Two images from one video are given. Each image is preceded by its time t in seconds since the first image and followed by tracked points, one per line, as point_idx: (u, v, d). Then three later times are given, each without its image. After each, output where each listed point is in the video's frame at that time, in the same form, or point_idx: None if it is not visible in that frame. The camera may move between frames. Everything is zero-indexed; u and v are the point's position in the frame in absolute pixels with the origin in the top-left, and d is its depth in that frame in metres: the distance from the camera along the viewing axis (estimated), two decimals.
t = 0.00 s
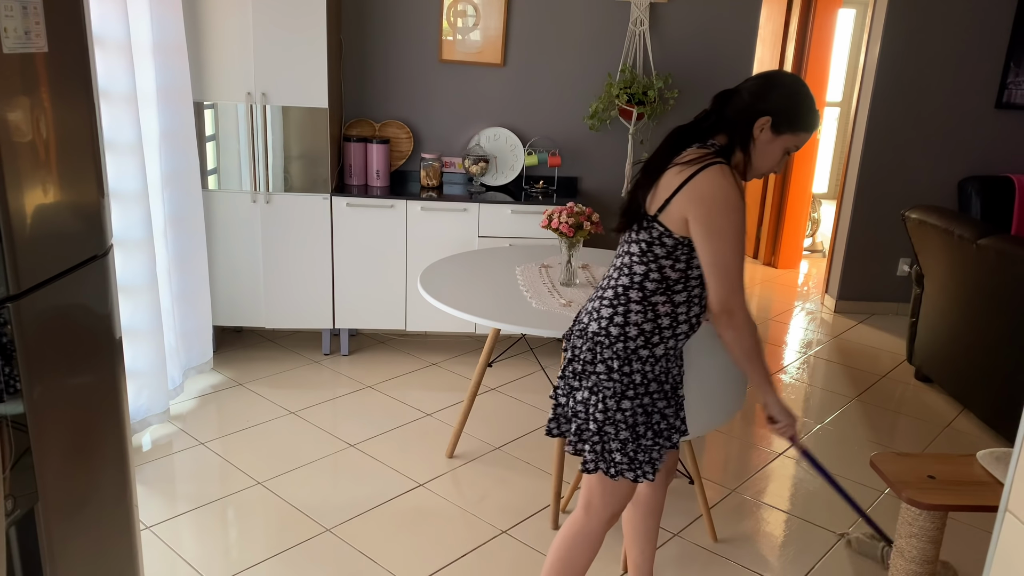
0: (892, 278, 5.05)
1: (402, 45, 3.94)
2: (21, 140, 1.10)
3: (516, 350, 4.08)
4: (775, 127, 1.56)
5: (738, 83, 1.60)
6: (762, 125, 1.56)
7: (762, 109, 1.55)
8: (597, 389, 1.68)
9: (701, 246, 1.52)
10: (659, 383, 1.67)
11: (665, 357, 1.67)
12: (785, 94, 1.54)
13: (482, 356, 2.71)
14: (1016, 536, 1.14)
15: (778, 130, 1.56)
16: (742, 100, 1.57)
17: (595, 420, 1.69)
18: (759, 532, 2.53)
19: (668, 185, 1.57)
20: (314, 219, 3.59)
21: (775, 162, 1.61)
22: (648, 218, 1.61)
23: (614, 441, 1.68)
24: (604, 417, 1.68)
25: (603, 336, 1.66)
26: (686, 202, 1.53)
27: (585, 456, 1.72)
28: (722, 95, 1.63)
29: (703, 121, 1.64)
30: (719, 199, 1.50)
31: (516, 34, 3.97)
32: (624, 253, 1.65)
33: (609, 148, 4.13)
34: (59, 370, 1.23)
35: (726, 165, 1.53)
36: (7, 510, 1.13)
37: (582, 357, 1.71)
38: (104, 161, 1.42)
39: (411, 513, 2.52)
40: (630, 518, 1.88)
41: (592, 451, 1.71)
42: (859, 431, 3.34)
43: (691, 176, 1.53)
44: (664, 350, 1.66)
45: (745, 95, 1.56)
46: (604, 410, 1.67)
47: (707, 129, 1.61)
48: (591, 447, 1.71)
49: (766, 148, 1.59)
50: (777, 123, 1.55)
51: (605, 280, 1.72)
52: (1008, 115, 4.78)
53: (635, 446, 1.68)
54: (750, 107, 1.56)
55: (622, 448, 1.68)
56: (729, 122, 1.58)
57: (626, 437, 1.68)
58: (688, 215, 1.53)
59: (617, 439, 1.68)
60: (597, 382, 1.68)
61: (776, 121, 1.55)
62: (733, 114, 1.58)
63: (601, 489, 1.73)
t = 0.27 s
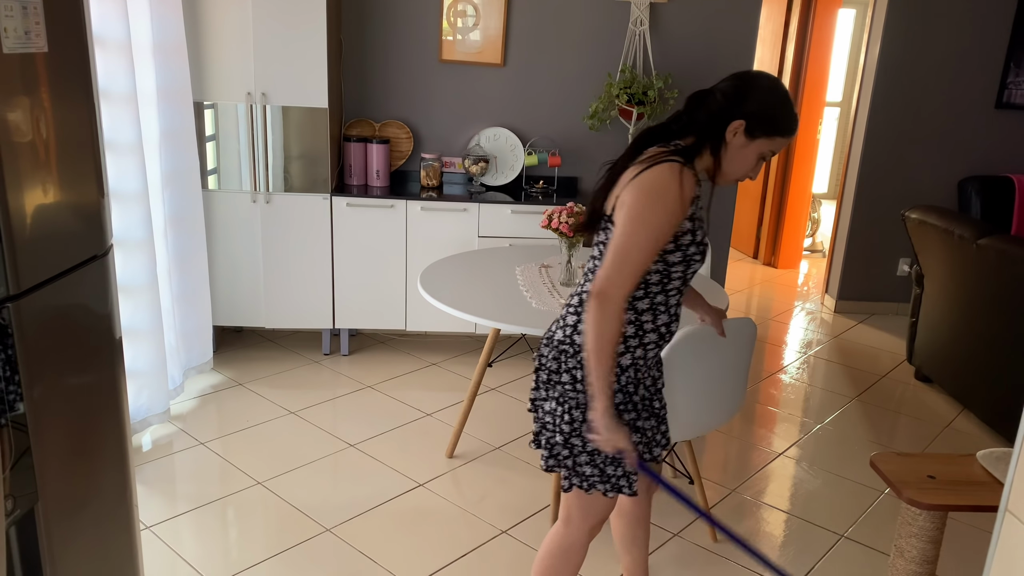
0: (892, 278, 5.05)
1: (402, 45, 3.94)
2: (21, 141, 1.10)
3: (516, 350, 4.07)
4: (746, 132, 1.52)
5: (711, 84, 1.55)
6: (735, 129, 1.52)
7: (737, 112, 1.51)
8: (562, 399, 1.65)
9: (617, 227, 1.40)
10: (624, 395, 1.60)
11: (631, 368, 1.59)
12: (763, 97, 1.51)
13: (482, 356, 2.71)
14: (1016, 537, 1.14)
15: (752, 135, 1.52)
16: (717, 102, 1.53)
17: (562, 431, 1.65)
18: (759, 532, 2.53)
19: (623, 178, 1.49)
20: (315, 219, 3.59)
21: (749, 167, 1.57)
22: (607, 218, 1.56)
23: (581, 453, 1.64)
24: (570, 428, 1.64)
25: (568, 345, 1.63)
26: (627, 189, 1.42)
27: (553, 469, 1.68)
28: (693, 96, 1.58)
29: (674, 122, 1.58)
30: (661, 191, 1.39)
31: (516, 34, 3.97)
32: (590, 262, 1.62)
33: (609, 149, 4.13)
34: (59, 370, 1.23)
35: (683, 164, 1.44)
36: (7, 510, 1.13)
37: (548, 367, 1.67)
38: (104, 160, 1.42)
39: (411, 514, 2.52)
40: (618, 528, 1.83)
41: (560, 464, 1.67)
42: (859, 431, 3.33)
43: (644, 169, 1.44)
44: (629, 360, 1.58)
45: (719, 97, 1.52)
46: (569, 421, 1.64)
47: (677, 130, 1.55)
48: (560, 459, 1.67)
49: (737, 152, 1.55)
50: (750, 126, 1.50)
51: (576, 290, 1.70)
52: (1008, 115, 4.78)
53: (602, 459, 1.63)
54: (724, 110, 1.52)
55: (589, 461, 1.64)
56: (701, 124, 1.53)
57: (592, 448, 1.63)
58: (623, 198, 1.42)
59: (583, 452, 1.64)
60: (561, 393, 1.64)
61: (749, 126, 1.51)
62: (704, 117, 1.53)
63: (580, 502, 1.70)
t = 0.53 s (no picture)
0: (892, 278, 5.05)
1: (402, 45, 3.94)
2: (21, 140, 1.10)
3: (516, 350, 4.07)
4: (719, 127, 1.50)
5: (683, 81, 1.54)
6: (709, 127, 1.51)
7: (709, 111, 1.49)
8: (526, 402, 1.62)
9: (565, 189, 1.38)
10: (590, 398, 1.60)
11: (598, 371, 1.59)
12: (736, 94, 1.49)
13: (482, 356, 2.71)
14: (1016, 536, 1.14)
15: (726, 133, 1.51)
16: (689, 100, 1.51)
17: (524, 434, 1.63)
18: (759, 532, 2.53)
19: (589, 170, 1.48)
20: (315, 219, 3.59)
21: (724, 166, 1.56)
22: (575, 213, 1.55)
23: (546, 458, 1.62)
24: (534, 432, 1.61)
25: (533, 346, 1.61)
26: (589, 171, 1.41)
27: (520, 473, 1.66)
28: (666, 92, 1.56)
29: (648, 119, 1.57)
30: (614, 178, 1.37)
31: (515, 34, 3.97)
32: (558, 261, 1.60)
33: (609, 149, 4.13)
34: (59, 370, 1.23)
35: (645, 159, 1.42)
36: (6, 510, 1.12)
37: (513, 369, 1.65)
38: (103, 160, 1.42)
39: (411, 513, 2.52)
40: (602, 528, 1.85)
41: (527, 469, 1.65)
42: (858, 431, 3.34)
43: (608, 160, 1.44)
44: (597, 363, 1.58)
45: (691, 94, 1.50)
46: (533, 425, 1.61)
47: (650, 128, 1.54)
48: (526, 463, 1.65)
49: (711, 148, 1.53)
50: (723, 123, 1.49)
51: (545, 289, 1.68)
52: (1008, 115, 4.78)
53: (569, 464, 1.61)
54: (697, 107, 1.50)
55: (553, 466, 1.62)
56: (673, 123, 1.52)
57: (557, 452, 1.61)
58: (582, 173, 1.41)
59: (548, 456, 1.62)
60: (525, 394, 1.62)
61: (723, 122, 1.50)
62: (677, 115, 1.52)
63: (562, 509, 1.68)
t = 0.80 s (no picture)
0: (892, 278, 5.05)
1: (402, 45, 3.94)
2: (21, 140, 1.10)
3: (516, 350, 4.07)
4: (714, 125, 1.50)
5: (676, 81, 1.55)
6: (704, 125, 1.51)
7: (702, 109, 1.50)
8: (520, 394, 1.63)
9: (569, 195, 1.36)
10: (583, 392, 1.60)
11: (591, 365, 1.59)
12: (728, 91, 1.49)
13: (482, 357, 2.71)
14: (1016, 536, 1.14)
15: (721, 130, 1.51)
16: (683, 98, 1.52)
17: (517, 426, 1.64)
18: (759, 532, 2.53)
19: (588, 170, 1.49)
20: (315, 219, 3.59)
21: (720, 164, 1.56)
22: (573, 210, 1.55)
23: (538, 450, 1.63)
24: (527, 424, 1.62)
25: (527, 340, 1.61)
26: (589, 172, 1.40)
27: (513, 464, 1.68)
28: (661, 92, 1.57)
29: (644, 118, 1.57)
30: (616, 180, 1.36)
31: (515, 34, 3.97)
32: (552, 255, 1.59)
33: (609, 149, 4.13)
34: (59, 371, 1.23)
35: (644, 160, 1.43)
36: (7, 510, 1.12)
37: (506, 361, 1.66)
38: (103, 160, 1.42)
39: (411, 513, 2.52)
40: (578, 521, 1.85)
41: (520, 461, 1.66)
42: (858, 431, 3.34)
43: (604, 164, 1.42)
44: (590, 357, 1.58)
45: (684, 93, 1.51)
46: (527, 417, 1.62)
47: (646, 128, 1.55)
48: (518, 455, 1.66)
49: (707, 147, 1.54)
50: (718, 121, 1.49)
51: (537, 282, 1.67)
52: (1008, 115, 4.78)
53: (560, 456, 1.63)
54: (691, 105, 1.51)
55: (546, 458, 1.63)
56: (667, 122, 1.52)
57: (550, 445, 1.62)
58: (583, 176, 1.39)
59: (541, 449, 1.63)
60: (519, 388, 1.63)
61: (717, 121, 1.50)
62: (672, 114, 1.52)
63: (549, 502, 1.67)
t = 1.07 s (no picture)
0: (892, 278, 5.05)
1: (402, 45, 3.94)
2: (21, 140, 1.10)
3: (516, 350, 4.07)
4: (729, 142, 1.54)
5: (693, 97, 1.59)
6: (721, 139, 1.54)
7: (722, 122, 1.53)
8: (513, 379, 1.66)
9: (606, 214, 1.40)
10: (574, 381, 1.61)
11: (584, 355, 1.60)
12: (743, 111, 1.54)
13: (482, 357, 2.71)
14: (1016, 536, 1.14)
15: (736, 147, 1.55)
16: (701, 112, 1.55)
17: (508, 410, 1.67)
18: (759, 532, 2.53)
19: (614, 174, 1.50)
20: (315, 219, 3.59)
21: (728, 179, 1.58)
22: (589, 206, 1.57)
23: (525, 435, 1.65)
24: (517, 409, 1.65)
25: (524, 325, 1.64)
26: (620, 182, 1.43)
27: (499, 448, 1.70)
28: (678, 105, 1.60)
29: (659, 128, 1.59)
30: (653, 193, 1.40)
31: (515, 34, 3.97)
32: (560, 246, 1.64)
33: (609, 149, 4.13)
34: (59, 371, 1.23)
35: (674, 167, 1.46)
36: (6, 511, 1.12)
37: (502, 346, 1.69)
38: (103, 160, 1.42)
39: (411, 513, 2.52)
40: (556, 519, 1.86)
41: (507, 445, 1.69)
42: (858, 431, 3.34)
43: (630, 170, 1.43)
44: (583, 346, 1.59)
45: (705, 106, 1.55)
46: (519, 402, 1.65)
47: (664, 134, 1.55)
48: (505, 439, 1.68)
49: (721, 161, 1.56)
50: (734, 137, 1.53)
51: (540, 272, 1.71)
52: (1008, 115, 4.78)
53: (545, 442, 1.63)
54: (710, 119, 1.54)
55: (531, 445, 1.64)
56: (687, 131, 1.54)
57: (536, 431, 1.63)
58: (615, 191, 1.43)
59: (528, 434, 1.65)
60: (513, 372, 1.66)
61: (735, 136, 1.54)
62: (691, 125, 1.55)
63: (527, 490, 1.69)
